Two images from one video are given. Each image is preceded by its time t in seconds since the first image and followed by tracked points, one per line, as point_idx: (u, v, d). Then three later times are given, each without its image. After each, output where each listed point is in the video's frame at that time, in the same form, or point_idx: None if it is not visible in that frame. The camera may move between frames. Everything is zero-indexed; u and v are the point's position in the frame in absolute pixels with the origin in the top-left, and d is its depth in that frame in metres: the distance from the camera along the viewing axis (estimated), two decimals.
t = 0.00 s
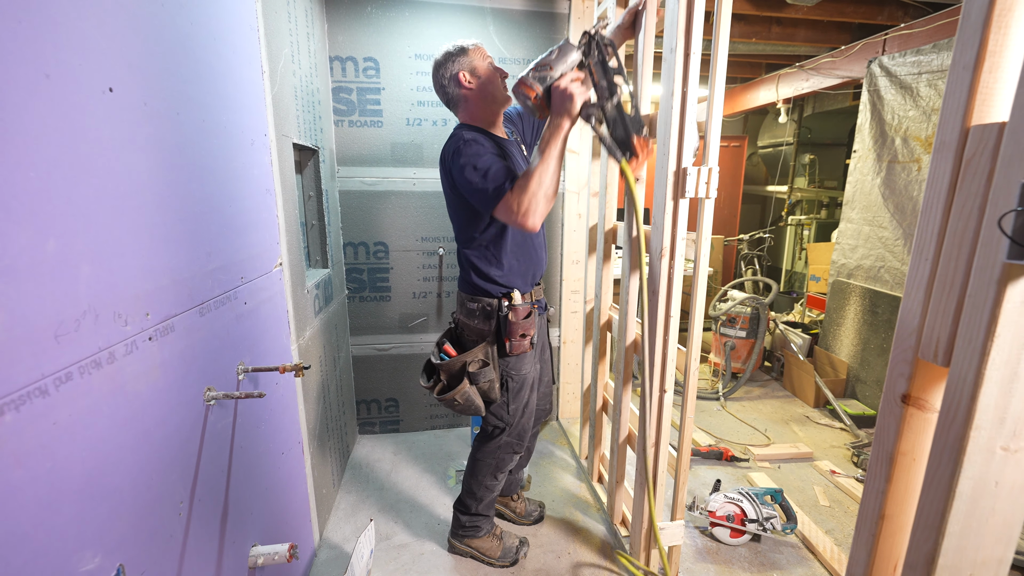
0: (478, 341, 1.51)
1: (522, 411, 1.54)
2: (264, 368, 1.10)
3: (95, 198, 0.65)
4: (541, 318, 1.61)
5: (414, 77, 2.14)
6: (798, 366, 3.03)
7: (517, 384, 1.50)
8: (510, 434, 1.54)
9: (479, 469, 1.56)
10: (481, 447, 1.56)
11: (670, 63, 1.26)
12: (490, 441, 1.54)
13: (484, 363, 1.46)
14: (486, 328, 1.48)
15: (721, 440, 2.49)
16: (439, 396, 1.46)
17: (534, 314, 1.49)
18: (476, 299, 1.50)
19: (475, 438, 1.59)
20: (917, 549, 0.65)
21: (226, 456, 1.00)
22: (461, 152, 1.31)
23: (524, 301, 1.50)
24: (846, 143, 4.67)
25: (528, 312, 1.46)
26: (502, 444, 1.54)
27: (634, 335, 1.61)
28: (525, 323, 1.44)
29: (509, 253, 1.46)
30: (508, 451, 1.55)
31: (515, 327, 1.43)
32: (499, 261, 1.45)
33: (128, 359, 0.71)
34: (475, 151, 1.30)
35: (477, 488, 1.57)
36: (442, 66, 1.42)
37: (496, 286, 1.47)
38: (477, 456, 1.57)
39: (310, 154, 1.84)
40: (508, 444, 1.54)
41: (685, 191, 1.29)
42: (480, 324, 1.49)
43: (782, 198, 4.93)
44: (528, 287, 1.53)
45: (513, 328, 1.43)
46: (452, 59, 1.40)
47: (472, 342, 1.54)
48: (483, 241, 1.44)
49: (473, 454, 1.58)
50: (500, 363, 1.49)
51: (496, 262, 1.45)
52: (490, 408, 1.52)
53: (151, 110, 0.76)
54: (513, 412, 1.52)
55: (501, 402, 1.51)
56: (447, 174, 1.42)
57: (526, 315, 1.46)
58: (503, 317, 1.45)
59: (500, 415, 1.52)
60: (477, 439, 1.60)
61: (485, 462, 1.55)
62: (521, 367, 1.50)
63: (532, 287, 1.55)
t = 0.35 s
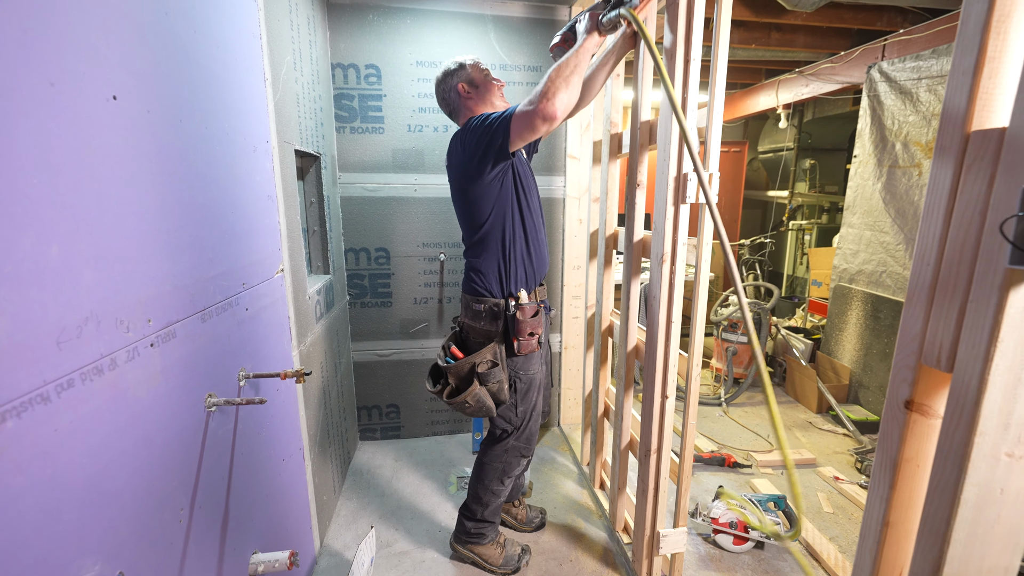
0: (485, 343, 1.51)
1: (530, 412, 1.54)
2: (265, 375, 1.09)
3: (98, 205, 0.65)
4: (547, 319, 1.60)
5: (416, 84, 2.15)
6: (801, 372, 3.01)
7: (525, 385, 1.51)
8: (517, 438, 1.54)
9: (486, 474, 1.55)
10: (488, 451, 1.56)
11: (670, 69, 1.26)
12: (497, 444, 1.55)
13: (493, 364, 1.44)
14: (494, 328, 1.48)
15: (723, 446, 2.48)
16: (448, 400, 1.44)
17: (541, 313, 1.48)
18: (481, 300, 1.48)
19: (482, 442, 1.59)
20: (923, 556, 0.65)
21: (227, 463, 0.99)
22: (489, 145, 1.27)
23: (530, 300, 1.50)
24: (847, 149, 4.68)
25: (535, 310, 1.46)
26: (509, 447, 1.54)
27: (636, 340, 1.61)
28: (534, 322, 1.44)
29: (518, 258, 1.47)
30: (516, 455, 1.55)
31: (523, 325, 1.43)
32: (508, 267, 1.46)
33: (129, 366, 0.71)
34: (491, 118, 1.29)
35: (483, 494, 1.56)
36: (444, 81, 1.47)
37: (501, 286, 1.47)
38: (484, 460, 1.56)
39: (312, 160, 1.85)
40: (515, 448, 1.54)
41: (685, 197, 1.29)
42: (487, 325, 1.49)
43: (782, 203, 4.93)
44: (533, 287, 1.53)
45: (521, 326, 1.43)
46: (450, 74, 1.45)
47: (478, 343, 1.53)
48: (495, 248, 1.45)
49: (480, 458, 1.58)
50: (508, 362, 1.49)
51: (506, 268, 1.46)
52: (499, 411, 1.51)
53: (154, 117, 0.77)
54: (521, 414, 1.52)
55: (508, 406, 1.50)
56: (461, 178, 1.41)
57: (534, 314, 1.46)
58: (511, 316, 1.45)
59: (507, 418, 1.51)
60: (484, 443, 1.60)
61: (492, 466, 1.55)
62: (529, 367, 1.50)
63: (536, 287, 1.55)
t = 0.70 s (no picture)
0: (485, 347, 1.50)
1: (531, 419, 1.53)
2: (266, 383, 1.09)
3: (100, 213, 0.65)
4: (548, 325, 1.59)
5: (418, 92, 2.17)
6: (803, 379, 3.00)
7: (526, 391, 1.50)
8: (519, 445, 1.53)
9: (488, 481, 1.54)
10: (490, 458, 1.55)
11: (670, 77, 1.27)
12: (499, 451, 1.54)
13: (492, 368, 1.44)
14: (494, 333, 1.48)
15: (726, 454, 2.46)
16: (447, 403, 1.45)
17: (542, 318, 1.47)
18: (482, 304, 1.49)
19: (483, 449, 1.59)
20: (928, 565, 0.64)
21: (227, 472, 0.99)
22: (489, 145, 1.28)
23: (530, 304, 1.50)
24: (847, 155, 4.69)
25: (535, 314, 1.45)
26: (511, 454, 1.53)
27: (637, 347, 1.60)
28: (533, 326, 1.42)
29: (519, 262, 1.47)
30: (517, 463, 1.54)
31: (522, 329, 1.42)
32: (509, 272, 1.46)
33: (130, 374, 0.71)
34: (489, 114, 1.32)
35: (485, 502, 1.55)
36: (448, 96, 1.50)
37: (503, 292, 1.47)
38: (486, 467, 1.55)
39: (313, 168, 1.86)
40: (517, 456, 1.53)
41: (686, 204, 1.29)
42: (488, 329, 1.49)
43: (783, 209, 4.94)
44: (535, 292, 1.53)
45: (520, 330, 1.42)
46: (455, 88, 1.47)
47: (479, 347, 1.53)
48: (495, 251, 1.45)
49: (482, 466, 1.57)
50: (508, 367, 1.48)
51: (507, 272, 1.46)
52: (499, 417, 1.51)
53: (158, 127, 0.78)
54: (522, 421, 1.51)
55: (509, 411, 1.50)
56: (463, 182, 1.41)
57: (534, 318, 1.45)
58: (511, 321, 1.45)
59: (508, 425, 1.51)
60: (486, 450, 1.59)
61: (494, 474, 1.54)
62: (529, 373, 1.49)
63: (538, 292, 1.55)
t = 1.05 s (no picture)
0: (490, 356, 1.49)
1: (536, 429, 1.52)
2: (270, 394, 1.09)
3: (107, 226, 0.66)
4: (553, 333, 1.59)
5: (421, 104, 2.19)
6: (809, 388, 2.97)
7: (531, 400, 1.49)
8: (523, 455, 1.52)
9: (493, 492, 1.53)
10: (495, 469, 1.54)
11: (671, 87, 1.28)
12: (504, 462, 1.53)
13: (497, 377, 1.44)
14: (499, 342, 1.47)
15: (731, 464, 2.43)
16: (452, 413, 1.44)
17: (546, 326, 1.46)
18: (487, 313, 1.49)
19: (488, 459, 1.57)
20: None
21: (230, 484, 0.99)
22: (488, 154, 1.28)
23: (535, 313, 1.49)
24: (849, 163, 4.70)
25: (540, 322, 1.44)
26: (515, 465, 1.52)
27: (641, 356, 1.60)
28: (537, 334, 1.42)
29: (523, 271, 1.47)
30: (522, 473, 1.53)
31: (527, 338, 1.42)
32: (513, 280, 1.46)
33: (135, 386, 0.71)
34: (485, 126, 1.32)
35: (490, 514, 1.53)
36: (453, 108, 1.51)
37: (507, 300, 1.47)
38: (490, 478, 1.54)
39: (318, 179, 1.87)
40: (522, 466, 1.52)
41: (688, 213, 1.30)
42: (492, 338, 1.48)
43: (786, 218, 4.94)
44: (539, 301, 1.53)
45: (525, 339, 1.42)
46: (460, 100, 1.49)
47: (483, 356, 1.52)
48: (498, 260, 1.45)
49: (486, 477, 1.55)
50: (513, 376, 1.48)
51: (511, 281, 1.46)
52: (504, 426, 1.50)
53: (165, 140, 0.79)
54: (527, 430, 1.51)
55: (515, 420, 1.49)
56: (465, 192, 1.41)
57: (539, 326, 1.44)
58: (516, 329, 1.44)
59: (513, 434, 1.50)
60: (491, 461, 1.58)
61: (498, 485, 1.52)
62: (534, 382, 1.49)
63: (542, 301, 1.55)
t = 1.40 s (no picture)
0: (490, 369, 1.49)
1: (536, 443, 1.51)
2: (268, 407, 1.08)
3: (109, 238, 0.66)
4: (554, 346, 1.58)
5: (422, 117, 2.22)
6: (812, 400, 2.95)
7: (531, 414, 1.49)
8: (523, 470, 1.50)
9: (493, 507, 1.51)
10: (495, 484, 1.52)
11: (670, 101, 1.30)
12: (504, 476, 1.51)
13: (498, 391, 1.43)
14: (499, 355, 1.46)
15: (734, 478, 2.41)
16: (452, 428, 1.43)
17: (547, 339, 1.47)
18: (488, 326, 1.48)
19: (488, 474, 1.56)
20: None
21: (227, 498, 0.97)
22: (483, 163, 1.29)
23: (534, 326, 1.49)
24: (847, 176, 4.73)
25: (541, 335, 1.45)
26: (516, 479, 1.50)
27: (643, 369, 1.59)
28: (538, 347, 1.42)
29: (522, 282, 1.47)
30: (522, 488, 1.51)
31: (528, 351, 1.42)
32: (513, 292, 1.46)
33: (132, 398, 0.70)
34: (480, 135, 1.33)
35: (489, 529, 1.51)
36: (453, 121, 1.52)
37: (508, 313, 1.47)
38: (490, 493, 1.52)
39: (319, 192, 1.88)
40: (523, 481, 1.51)
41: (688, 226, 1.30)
42: (493, 351, 1.48)
43: (786, 230, 4.96)
44: (539, 313, 1.53)
45: (526, 352, 1.41)
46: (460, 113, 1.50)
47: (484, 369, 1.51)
48: (497, 271, 1.45)
49: (486, 491, 1.54)
50: (513, 390, 1.47)
51: (511, 293, 1.46)
52: (504, 440, 1.48)
53: (168, 153, 0.79)
54: (528, 444, 1.49)
55: (516, 434, 1.48)
56: (463, 203, 1.42)
57: (539, 339, 1.45)
58: (517, 342, 1.44)
59: (514, 448, 1.49)
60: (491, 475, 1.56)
61: (499, 500, 1.50)
62: (535, 395, 1.48)
63: (543, 313, 1.55)
